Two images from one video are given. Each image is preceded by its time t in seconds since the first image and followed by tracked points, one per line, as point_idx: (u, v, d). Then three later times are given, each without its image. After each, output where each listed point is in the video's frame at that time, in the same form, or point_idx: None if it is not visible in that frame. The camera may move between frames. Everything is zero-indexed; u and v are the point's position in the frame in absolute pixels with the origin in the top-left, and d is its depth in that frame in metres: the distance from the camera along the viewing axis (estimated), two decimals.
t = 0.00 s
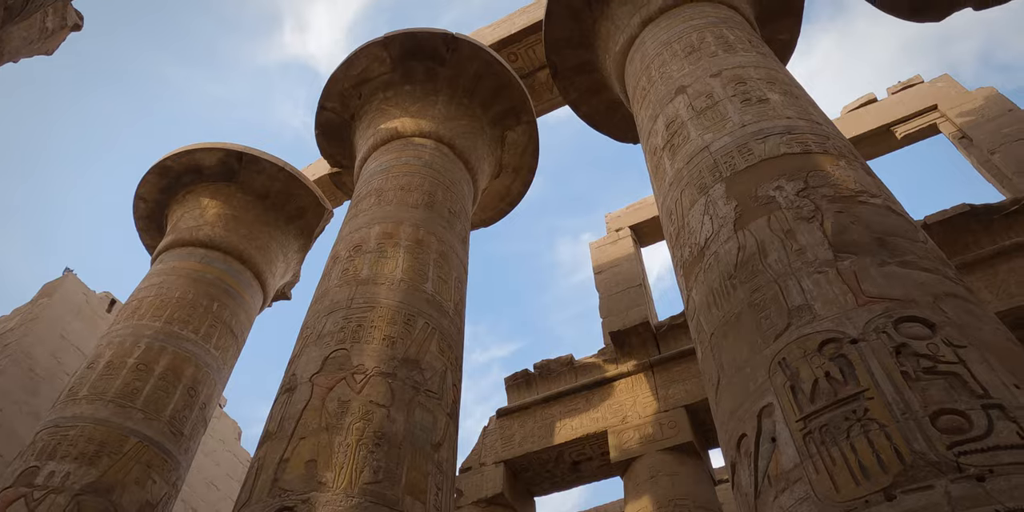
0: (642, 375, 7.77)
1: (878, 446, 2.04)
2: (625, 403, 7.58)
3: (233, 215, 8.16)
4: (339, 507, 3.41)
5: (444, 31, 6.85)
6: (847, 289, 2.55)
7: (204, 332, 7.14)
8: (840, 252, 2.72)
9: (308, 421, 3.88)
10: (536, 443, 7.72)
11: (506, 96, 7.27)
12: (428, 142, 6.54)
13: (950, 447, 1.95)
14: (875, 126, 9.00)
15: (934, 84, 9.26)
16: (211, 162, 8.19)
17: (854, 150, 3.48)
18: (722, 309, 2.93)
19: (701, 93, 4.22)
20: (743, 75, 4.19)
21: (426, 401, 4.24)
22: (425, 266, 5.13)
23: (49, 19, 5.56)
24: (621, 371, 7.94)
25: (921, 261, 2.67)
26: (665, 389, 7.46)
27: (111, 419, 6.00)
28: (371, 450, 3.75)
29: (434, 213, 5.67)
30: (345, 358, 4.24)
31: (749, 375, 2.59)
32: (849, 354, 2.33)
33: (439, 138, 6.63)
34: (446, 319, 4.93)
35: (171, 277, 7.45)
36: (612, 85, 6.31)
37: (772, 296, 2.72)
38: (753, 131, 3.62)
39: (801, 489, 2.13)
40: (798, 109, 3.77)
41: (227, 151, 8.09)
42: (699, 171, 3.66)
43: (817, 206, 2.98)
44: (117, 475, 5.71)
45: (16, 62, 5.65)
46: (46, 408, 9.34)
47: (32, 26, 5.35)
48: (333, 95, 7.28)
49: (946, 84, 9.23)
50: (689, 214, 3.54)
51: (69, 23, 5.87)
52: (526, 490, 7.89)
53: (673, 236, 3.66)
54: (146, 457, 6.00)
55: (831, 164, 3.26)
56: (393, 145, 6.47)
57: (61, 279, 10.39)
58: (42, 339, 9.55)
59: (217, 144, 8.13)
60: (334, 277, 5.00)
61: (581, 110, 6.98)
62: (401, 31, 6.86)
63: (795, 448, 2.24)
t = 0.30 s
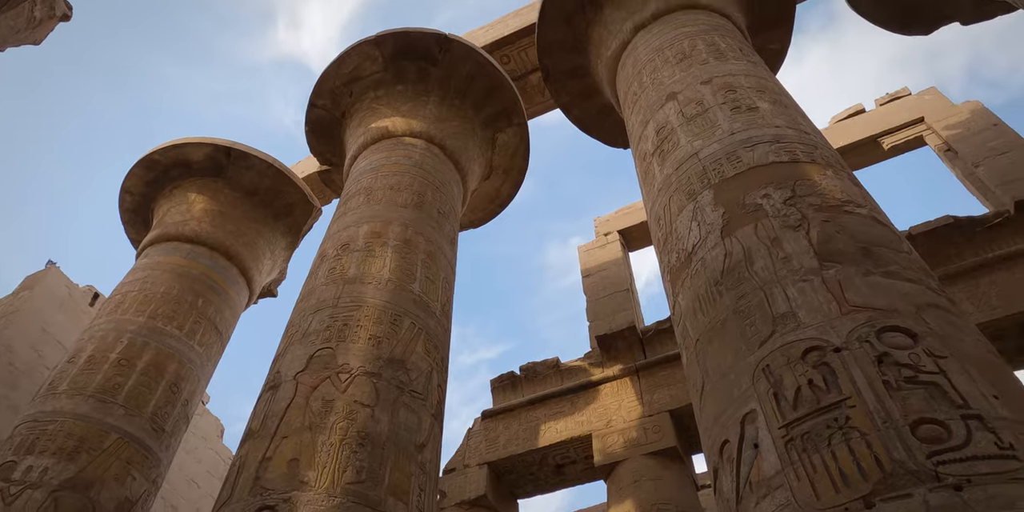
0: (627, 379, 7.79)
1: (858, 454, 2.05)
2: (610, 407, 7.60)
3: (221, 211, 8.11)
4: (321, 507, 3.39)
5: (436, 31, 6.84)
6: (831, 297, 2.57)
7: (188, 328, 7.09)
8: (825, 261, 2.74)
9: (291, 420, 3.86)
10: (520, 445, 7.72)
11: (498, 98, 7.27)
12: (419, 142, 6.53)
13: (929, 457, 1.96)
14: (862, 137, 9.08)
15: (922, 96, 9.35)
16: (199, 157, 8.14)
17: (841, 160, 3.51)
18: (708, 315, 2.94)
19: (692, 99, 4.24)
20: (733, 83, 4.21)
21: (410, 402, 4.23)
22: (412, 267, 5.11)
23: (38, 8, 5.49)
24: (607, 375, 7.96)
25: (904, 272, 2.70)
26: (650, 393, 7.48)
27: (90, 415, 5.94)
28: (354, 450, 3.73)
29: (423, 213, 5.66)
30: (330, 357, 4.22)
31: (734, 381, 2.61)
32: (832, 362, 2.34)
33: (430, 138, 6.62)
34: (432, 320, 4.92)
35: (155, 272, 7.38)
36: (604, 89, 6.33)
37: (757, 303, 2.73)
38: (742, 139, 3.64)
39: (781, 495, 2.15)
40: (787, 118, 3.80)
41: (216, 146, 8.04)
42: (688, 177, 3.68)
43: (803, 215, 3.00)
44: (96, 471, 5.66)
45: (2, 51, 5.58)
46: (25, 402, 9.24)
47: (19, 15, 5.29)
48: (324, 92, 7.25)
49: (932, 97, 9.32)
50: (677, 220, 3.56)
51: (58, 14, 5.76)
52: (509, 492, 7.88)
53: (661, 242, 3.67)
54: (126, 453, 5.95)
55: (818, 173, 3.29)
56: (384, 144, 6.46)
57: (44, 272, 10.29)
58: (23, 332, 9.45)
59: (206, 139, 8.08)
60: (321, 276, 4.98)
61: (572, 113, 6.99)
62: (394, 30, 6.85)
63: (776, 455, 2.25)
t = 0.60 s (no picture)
0: (612, 383, 7.80)
1: (839, 461, 2.07)
2: (594, 410, 7.61)
3: (208, 206, 8.06)
4: (302, 505, 3.37)
5: (429, 30, 6.83)
6: (815, 305, 2.58)
7: (172, 324, 7.04)
8: (811, 269, 2.76)
9: (274, 417, 3.83)
10: (504, 447, 7.72)
11: (489, 99, 7.27)
12: (409, 141, 6.52)
13: (908, 465, 1.98)
14: (850, 146, 9.15)
15: (909, 108, 9.44)
16: (188, 151, 8.09)
17: (828, 169, 3.53)
18: (693, 321, 2.96)
19: (683, 105, 4.26)
20: (724, 90, 4.23)
21: (395, 402, 4.22)
22: (400, 266, 5.10)
23: None
24: (592, 378, 7.97)
25: (888, 281, 2.72)
26: (634, 397, 7.50)
27: (71, 409, 5.87)
28: (337, 449, 3.72)
29: (412, 212, 5.65)
30: (315, 355, 4.20)
31: (718, 386, 2.62)
32: (815, 369, 2.36)
33: (420, 137, 6.61)
34: (419, 319, 4.91)
35: (140, 266, 7.32)
36: (595, 93, 6.34)
37: (743, 309, 2.75)
38: (731, 146, 3.66)
39: (762, 501, 2.16)
40: (776, 126, 3.82)
41: (204, 141, 7.99)
42: (677, 183, 3.69)
43: (789, 222, 3.02)
44: (75, 466, 5.60)
45: None
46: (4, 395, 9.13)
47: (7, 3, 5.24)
48: (315, 88, 7.22)
49: (919, 108, 9.41)
50: (665, 225, 3.58)
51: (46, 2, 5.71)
52: (493, 494, 7.87)
53: (649, 246, 3.69)
54: (106, 448, 5.89)
55: (806, 181, 3.31)
56: (374, 142, 6.45)
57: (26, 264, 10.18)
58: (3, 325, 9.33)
59: (195, 133, 8.03)
60: (308, 273, 4.96)
61: (562, 116, 7.00)
62: (386, 28, 6.83)
63: (759, 461, 2.27)
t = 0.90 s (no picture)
0: (598, 386, 7.81)
1: (819, 468, 2.08)
2: (579, 412, 7.62)
3: (195, 200, 8.00)
4: (284, 503, 3.36)
5: (422, 29, 6.82)
6: (800, 312, 2.60)
7: (156, 318, 6.99)
8: (796, 276, 2.78)
9: (257, 414, 3.81)
10: (488, 448, 7.71)
11: (481, 100, 7.27)
12: (400, 139, 6.50)
13: (888, 472, 2.00)
14: (837, 155, 9.22)
15: (896, 118, 9.52)
16: (176, 144, 8.03)
17: (815, 177, 3.56)
18: (679, 325, 2.97)
19: (673, 110, 4.27)
20: (714, 96, 4.26)
21: (380, 401, 4.21)
22: (388, 264, 5.09)
23: None
24: (578, 380, 7.97)
25: (872, 290, 2.74)
26: (619, 400, 7.51)
27: (50, 402, 5.81)
28: (320, 447, 3.70)
29: (400, 211, 5.64)
30: (300, 352, 4.18)
31: (702, 391, 2.63)
32: (798, 376, 2.38)
33: (411, 136, 6.60)
34: (405, 319, 4.90)
35: (125, 259, 7.26)
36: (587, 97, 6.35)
37: (728, 315, 2.76)
38: (720, 152, 3.68)
39: (743, 505, 2.17)
40: (765, 134, 3.85)
41: (193, 134, 7.94)
42: (666, 188, 3.71)
43: (776, 229, 3.04)
44: (54, 460, 5.54)
45: None
46: None
47: None
48: (306, 85, 7.19)
49: (906, 119, 9.49)
50: (653, 229, 3.59)
51: None
52: (476, 495, 7.87)
53: (636, 250, 3.70)
54: (86, 443, 5.83)
55: (793, 189, 3.33)
56: (364, 140, 6.43)
57: (9, 255, 10.08)
58: None
59: (184, 126, 7.98)
60: (294, 270, 4.94)
61: (553, 118, 7.00)
62: (379, 26, 6.81)
63: (741, 466, 2.28)
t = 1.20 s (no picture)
0: (583, 389, 7.82)
1: (800, 473, 2.09)
2: (564, 415, 7.62)
3: (182, 194, 7.95)
4: (264, 501, 3.34)
5: (415, 28, 6.81)
6: (784, 319, 2.62)
7: (139, 312, 6.93)
8: (781, 283, 2.79)
9: (239, 411, 3.79)
10: (472, 449, 7.70)
11: (472, 100, 7.27)
12: (390, 138, 6.49)
13: (867, 479, 2.01)
14: (825, 165, 9.29)
15: (883, 129, 9.61)
16: (164, 137, 7.98)
17: (802, 186, 3.58)
18: (664, 330, 2.99)
19: (664, 115, 4.29)
20: (704, 103, 4.28)
21: (364, 399, 4.19)
22: (375, 263, 5.08)
23: None
24: (563, 383, 7.98)
25: (856, 298, 2.77)
26: (604, 403, 7.53)
27: (30, 395, 5.73)
28: (303, 445, 3.68)
29: (389, 209, 5.62)
30: (284, 349, 4.16)
31: (686, 396, 2.64)
32: (781, 382, 2.39)
33: (401, 135, 6.59)
34: (392, 318, 4.89)
35: (109, 252, 7.19)
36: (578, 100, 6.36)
37: (714, 320, 2.78)
38: (709, 158, 3.70)
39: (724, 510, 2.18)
40: (753, 141, 3.87)
41: (181, 128, 7.89)
42: (655, 192, 3.72)
43: (763, 236, 3.06)
44: (32, 453, 5.48)
45: None
46: None
47: None
48: (297, 80, 7.16)
49: (893, 130, 9.58)
50: (641, 234, 3.60)
51: None
52: (459, 495, 7.85)
53: (624, 254, 3.71)
54: (65, 436, 5.77)
55: (780, 197, 3.36)
56: (354, 138, 6.41)
57: None
58: None
59: (172, 119, 7.92)
60: (281, 266, 4.92)
61: (544, 120, 7.01)
62: (372, 24, 6.79)
63: (723, 471, 2.29)
